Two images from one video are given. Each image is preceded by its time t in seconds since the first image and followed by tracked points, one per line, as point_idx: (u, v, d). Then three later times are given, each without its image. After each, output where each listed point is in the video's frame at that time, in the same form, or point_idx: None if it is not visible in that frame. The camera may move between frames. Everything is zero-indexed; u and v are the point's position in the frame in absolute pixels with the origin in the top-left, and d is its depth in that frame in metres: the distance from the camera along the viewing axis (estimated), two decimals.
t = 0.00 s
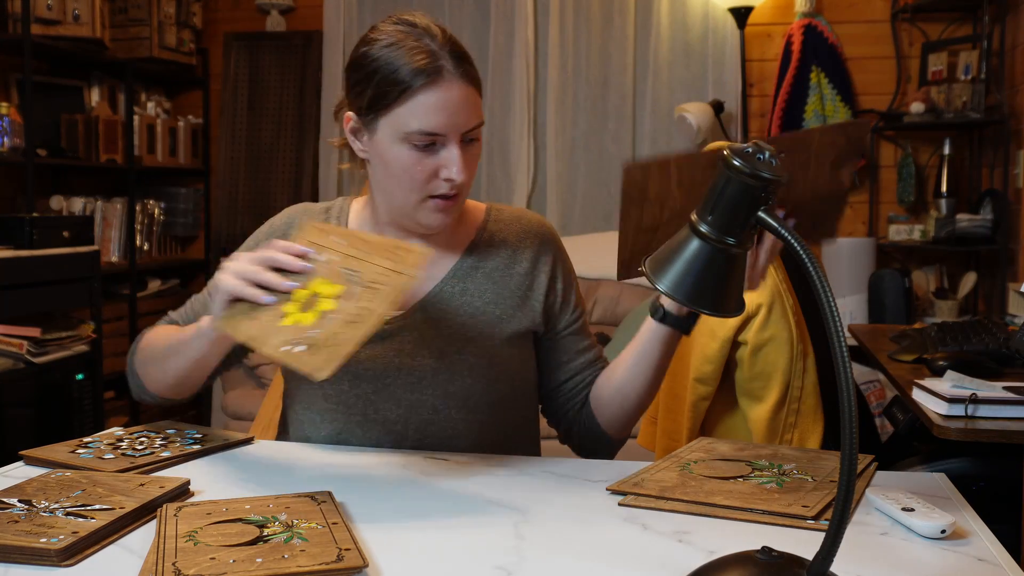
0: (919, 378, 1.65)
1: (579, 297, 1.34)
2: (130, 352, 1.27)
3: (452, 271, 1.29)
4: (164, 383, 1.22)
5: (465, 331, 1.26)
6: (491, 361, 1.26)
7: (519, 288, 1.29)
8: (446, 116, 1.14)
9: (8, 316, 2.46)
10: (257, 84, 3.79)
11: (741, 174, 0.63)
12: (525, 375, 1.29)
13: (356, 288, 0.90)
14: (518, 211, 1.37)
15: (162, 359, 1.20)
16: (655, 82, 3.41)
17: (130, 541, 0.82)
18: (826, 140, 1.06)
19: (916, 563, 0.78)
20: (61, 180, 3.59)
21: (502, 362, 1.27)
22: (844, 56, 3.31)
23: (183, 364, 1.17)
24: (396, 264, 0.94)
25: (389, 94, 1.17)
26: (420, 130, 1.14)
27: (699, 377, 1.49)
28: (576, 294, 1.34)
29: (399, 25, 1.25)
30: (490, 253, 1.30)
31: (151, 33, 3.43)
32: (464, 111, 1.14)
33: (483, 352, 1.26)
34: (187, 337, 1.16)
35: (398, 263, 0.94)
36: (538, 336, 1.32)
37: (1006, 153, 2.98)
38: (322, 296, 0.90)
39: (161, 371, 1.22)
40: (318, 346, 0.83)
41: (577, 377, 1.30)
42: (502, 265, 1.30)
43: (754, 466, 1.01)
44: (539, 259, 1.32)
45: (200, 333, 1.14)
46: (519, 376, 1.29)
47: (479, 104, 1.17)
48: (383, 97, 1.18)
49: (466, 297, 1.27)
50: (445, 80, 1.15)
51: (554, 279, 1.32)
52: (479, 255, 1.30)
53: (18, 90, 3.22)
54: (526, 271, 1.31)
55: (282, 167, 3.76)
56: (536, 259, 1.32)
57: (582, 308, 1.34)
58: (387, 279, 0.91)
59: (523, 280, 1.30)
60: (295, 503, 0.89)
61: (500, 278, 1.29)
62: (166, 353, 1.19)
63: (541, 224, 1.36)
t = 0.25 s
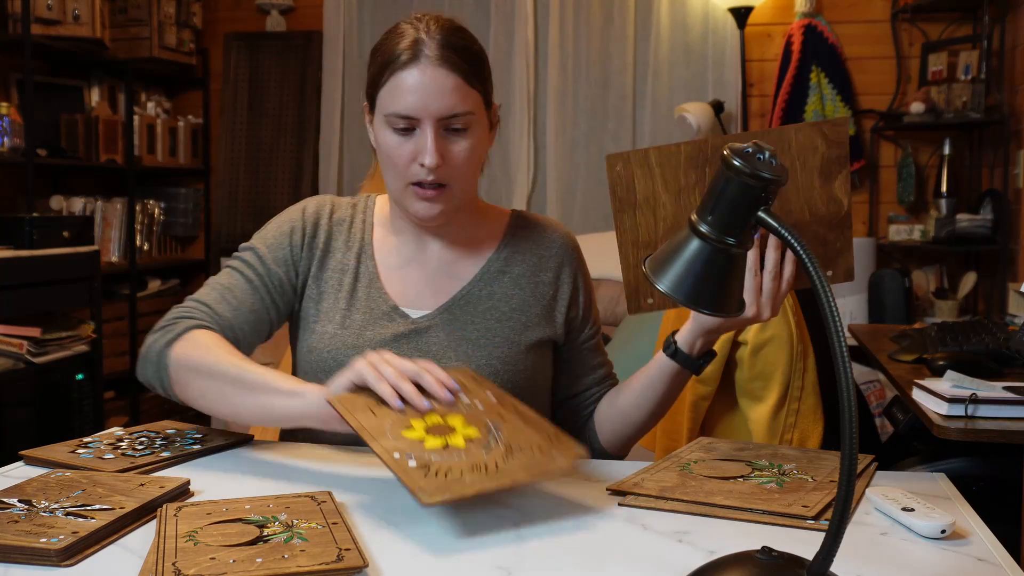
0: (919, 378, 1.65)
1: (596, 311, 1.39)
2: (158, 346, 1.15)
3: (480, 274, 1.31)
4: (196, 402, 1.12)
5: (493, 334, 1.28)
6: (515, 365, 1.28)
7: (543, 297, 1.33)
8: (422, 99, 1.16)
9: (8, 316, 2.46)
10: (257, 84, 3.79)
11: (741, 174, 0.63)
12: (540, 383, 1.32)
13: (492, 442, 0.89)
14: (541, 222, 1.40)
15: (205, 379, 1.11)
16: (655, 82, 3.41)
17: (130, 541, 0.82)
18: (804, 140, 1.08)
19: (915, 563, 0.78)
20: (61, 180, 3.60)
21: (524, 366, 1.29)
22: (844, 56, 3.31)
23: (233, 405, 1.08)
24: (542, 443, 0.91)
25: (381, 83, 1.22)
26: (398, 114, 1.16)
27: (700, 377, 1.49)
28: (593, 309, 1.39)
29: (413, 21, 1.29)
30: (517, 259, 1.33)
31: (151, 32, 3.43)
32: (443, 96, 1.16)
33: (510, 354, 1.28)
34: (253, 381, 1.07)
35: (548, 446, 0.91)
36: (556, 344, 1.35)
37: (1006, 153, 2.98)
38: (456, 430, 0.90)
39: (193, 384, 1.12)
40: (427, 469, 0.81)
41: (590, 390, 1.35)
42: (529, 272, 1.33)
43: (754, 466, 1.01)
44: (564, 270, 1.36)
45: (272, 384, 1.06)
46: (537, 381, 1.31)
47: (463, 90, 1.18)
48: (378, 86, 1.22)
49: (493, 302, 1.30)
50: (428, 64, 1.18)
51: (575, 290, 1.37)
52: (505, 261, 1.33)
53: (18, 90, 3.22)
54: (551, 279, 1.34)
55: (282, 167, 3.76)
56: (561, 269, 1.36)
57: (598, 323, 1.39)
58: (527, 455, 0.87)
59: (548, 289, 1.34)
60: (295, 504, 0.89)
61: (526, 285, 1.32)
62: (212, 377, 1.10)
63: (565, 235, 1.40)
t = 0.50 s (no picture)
0: (919, 378, 1.65)
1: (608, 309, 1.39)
2: (218, 355, 1.11)
3: (492, 273, 1.31)
4: (254, 422, 1.08)
5: (505, 334, 1.28)
6: (528, 365, 1.28)
7: (555, 296, 1.33)
8: (433, 99, 1.16)
9: (9, 316, 2.47)
10: (257, 84, 3.79)
11: (741, 174, 0.63)
12: (551, 381, 1.33)
13: (536, 515, 0.82)
14: (552, 220, 1.40)
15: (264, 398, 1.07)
16: (655, 82, 3.41)
17: (130, 541, 0.82)
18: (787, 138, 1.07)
19: (915, 563, 0.78)
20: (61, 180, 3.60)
21: (537, 366, 1.29)
22: (844, 56, 3.31)
23: (293, 431, 1.05)
24: (601, 523, 0.83)
25: (391, 82, 1.22)
26: (411, 114, 1.17)
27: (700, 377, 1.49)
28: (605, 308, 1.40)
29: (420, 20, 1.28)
30: (529, 258, 1.33)
31: (151, 32, 3.43)
32: (456, 95, 1.16)
33: (523, 355, 1.28)
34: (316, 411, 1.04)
35: (609, 525, 0.83)
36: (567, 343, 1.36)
37: (1006, 153, 2.98)
38: (503, 497, 0.84)
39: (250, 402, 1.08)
40: (449, 536, 0.78)
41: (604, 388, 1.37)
42: (541, 271, 1.33)
43: (754, 466, 1.01)
44: (575, 268, 1.36)
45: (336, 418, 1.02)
46: (548, 380, 1.32)
47: (475, 89, 1.18)
48: (389, 85, 1.22)
49: (506, 301, 1.30)
50: (439, 61, 1.18)
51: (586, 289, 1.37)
52: (517, 259, 1.33)
53: (18, 90, 3.22)
54: (563, 278, 1.34)
55: (281, 167, 3.76)
56: (572, 267, 1.36)
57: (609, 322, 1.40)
58: (575, 535, 0.80)
59: (559, 288, 1.34)
60: (295, 504, 0.89)
61: (538, 284, 1.32)
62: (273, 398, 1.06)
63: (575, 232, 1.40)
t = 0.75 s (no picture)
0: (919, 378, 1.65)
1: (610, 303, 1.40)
2: (222, 357, 1.11)
3: (494, 268, 1.31)
4: (260, 425, 1.08)
5: (509, 328, 1.28)
6: (532, 359, 1.29)
7: (558, 291, 1.33)
8: (429, 97, 1.17)
9: (9, 316, 2.46)
10: (257, 84, 3.79)
11: (741, 174, 0.63)
12: (555, 376, 1.33)
13: (527, 556, 0.77)
14: (554, 213, 1.40)
15: (267, 401, 1.06)
16: (655, 82, 3.41)
17: (130, 541, 0.82)
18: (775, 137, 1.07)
19: (914, 563, 0.78)
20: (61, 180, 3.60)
21: (541, 360, 1.30)
22: (844, 56, 3.31)
23: (295, 433, 1.04)
24: (597, 560, 0.76)
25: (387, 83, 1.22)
26: (408, 112, 1.17)
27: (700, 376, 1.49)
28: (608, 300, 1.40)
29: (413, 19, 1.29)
30: (531, 252, 1.33)
31: (151, 32, 3.43)
32: (451, 92, 1.17)
33: (527, 350, 1.28)
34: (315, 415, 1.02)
35: (606, 562, 0.76)
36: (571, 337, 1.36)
37: (1006, 153, 2.98)
38: (496, 545, 0.80)
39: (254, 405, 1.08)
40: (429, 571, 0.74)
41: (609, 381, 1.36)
42: (544, 265, 1.33)
43: (754, 466, 1.01)
44: (577, 262, 1.36)
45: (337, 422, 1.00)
46: (552, 374, 1.32)
47: (471, 85, 1.19)
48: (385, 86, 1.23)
49: (509, 295, 1.30)
50: (433, 58, 1.18)
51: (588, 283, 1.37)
52: (520, 254, 1.33)
53: (18, 90, 3.22)
54: (566, 272, 1.35)
55: (281, 167, 3.76)
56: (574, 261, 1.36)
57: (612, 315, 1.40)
58: (567, 569, 0.74)
59: (562, 282, 1.34)
60: (295, 504, 0.89)
61: (540, 279, 1.32)
62: (276, 400, 1.05)
63: (576, 225, 1.40)
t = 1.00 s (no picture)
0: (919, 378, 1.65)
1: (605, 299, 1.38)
2: (204, 358, 1.11)
3: (483, 265, 1.29)
4: (245, 423, 1.08)
5: (496, 326, 1.27)
6: (519, 357, 1.28)
7: (547, 287, 1.32)
8: (405, 83, 1.16)
9: (8, 316, 2.46)
10: (257, 84, 3.79)
11: (741, 174, 0.63)
12: (548, 373, 1.32)
13: (529, 555, 0.77)
14: (547, 207, 1.38)
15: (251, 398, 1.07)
16: (655, 82, 3.41)
17: (130, 541, 0.82)
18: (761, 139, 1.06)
19: (915, 563, 0.78)
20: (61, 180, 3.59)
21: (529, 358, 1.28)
22: (844, 56, 3.31)
23: (277, 429, 1.05)
24: (597, 560, 0.76)
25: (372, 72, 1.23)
26: (385, 98, 1.17)
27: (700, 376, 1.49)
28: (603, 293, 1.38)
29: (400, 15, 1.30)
30: (521, 249, 1.32)
31: (151, 32, 3.43)
32: (428, 79, 1.17)
33: (514, 347, 1.27)
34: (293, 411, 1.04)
35: (606, 563, 0.76)
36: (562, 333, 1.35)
37: (1005, 153, 2.98)
38: (497, 545, 0.79)
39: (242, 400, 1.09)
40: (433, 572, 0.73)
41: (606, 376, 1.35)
42: (533, 262, 1.32)
43: (754, 466, 1.01)
44: (569, 258, 1.35)
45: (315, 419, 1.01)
46: (542, 371, 1.31)
47: (447, 72, 1.19)
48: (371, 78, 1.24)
49: (497, 292, 1.29)
50: (411, 46, 1.19)
51: (580, 278, 1.36)
52: (510, 250, 1.31)
53: (18, 90, 3.21)
54: (556, 268, 1.33)
55: (281, 167, 3.76)
56: (565, 257, 1.34)
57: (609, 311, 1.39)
58: (569, 567, 0.74)
59: (552, 278, 1.33)
60: (295, 504, 0.89)
61: (530, 275, 1.31)
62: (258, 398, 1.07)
63: (571, 219, 1.38)
